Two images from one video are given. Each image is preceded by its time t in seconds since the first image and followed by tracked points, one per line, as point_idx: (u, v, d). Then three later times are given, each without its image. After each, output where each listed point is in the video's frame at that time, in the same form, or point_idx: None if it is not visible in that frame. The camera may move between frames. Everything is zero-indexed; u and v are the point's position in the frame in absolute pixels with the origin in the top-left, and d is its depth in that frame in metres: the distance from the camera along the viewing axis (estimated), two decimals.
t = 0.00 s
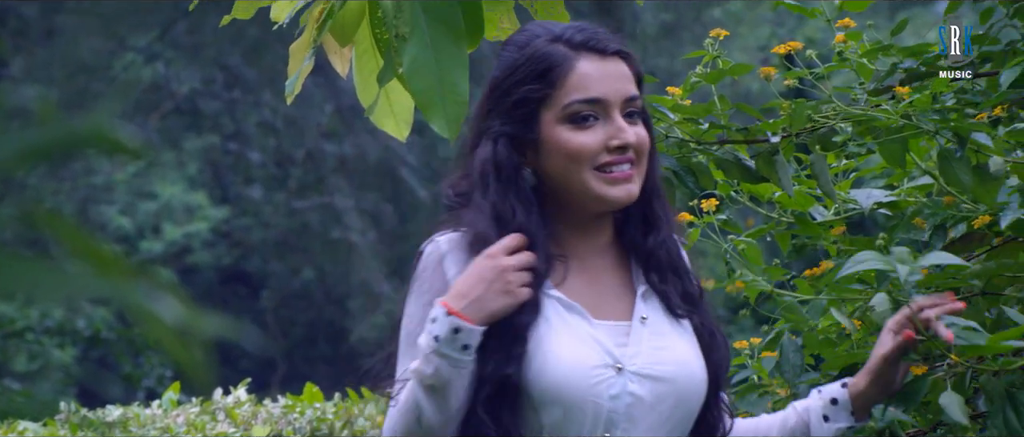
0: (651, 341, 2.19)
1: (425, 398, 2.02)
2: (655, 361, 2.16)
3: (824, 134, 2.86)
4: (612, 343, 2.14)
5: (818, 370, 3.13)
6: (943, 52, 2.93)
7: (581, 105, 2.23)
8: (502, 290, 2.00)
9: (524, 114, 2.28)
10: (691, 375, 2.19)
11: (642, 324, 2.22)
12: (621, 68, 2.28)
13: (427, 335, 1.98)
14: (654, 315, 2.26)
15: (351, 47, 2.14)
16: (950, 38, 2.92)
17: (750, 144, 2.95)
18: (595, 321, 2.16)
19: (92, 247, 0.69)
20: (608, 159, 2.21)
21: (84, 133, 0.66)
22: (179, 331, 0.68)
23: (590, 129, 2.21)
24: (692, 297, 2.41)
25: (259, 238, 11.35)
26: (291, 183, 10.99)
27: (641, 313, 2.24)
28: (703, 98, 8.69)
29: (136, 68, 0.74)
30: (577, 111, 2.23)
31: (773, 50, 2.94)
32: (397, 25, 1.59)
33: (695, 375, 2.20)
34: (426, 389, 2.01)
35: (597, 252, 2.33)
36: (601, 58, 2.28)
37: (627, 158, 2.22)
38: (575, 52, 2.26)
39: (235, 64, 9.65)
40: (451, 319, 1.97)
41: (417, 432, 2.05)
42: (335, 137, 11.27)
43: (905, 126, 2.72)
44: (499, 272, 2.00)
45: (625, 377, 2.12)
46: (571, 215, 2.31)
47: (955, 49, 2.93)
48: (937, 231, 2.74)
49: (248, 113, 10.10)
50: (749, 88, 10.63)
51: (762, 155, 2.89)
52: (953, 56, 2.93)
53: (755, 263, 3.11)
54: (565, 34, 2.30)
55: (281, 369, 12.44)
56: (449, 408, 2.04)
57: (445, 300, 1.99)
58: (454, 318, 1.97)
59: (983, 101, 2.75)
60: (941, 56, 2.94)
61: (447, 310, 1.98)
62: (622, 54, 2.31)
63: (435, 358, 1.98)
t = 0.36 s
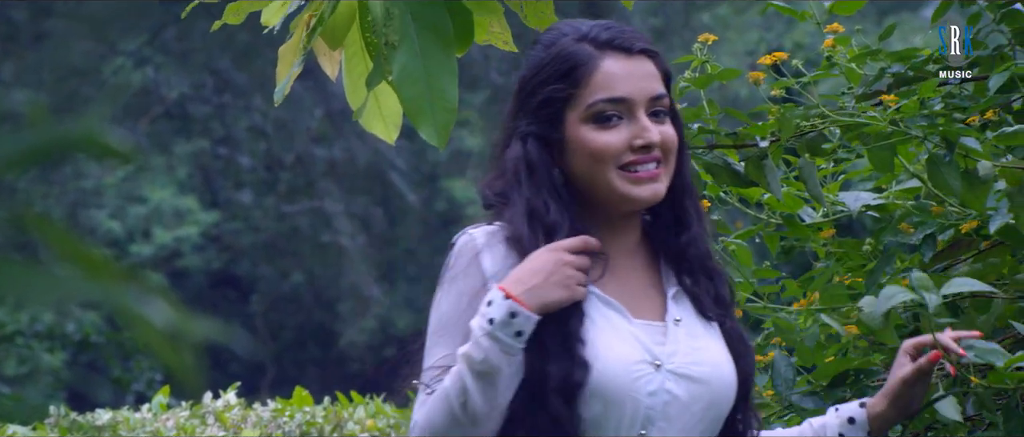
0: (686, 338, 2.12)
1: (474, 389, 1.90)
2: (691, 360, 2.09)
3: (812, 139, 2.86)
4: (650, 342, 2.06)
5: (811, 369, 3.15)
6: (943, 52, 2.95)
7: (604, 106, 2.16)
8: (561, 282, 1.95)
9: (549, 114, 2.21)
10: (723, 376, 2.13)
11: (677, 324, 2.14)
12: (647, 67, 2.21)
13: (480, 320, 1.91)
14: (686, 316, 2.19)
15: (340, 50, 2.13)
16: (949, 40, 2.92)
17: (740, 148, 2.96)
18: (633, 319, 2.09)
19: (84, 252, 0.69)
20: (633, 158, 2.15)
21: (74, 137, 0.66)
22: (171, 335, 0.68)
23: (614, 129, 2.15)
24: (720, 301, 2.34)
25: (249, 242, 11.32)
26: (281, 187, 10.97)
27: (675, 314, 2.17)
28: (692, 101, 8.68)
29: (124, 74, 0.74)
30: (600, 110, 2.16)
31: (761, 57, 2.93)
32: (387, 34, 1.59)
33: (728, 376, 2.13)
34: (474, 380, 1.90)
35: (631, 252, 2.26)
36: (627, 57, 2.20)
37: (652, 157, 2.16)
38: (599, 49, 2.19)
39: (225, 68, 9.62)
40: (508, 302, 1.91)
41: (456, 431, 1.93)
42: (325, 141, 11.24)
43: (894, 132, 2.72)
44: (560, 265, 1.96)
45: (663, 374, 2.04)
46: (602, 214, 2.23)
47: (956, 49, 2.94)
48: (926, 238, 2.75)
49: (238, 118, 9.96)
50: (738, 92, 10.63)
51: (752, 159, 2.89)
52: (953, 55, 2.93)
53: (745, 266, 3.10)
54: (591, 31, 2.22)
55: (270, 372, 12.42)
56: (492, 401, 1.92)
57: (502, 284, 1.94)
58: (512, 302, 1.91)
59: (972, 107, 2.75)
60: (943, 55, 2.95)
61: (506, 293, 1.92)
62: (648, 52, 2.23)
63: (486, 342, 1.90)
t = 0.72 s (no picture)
0: (712, 336, 2.15)
1: (503, 386, 1.95)
2: (717, 357, 2.11)
3: (794, 144, 2.86)
4: (678, 339, 2.10)
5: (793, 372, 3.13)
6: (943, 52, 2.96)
7: (611, 101, 2.16)
8: (591, 275, 1.99)
9: (560, 111, 2.23)
10: (750, 374, 2.15)
11: (702, 322, 2.17)
12: (658, 62, 2.22)
13: (511, 319, 1.97)
14: (710, 314, 2.21)
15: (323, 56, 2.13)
16: (949, 40, 2.95)
17: (721, 153, 2.95)
18: (662, 317, 2.13)
19: (64, 257, 0.69)
20: (642, 154, 2.16)
21: (57, 141, 0.67)
22: (150, 340, 0.67)
23: (621, 125, 2.16)
24: (739, 299, 2.35)
25: (229, 248, 11.28)
26: (262, 192, 10.93)
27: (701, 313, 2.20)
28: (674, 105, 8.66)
29: (102, 78, 0.74)
30: (608, 106, 2.17)
31: (744, 61, 2.93)
32: (372, 40, 1.59)
33: (754, 374, 2.16)
34: (504, 377, 1.95)
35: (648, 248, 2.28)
36: (635, 53, 2.21)
37: (661, 152, 2.17)
38: (609, 45, 2.20)
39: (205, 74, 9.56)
40: (540, 301, 1.97)
41: (487, 427, 1.97)
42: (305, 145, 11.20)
43: (876, 137, 2.72)
44: (588, 259, 1.99)
45: (690, 370, 2.06)
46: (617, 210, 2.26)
47: (956, 49, 2.96)
48: (908, 240, 2.76)
49: (218, 123, 9.92)
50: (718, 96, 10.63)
51: (733, 164, 2.87)
52: (953, 55, 2.95)
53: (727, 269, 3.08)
54: (602, 28, 2.23)
55: (251, 378, 12.37)
56: (524, 396, 1.97)
57: (534, 283, 2.00)
58: (543, 300, 1.96)
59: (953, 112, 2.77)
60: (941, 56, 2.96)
61: (538, 293, 1.98)
62: (660, 46, 2.24)
63: (517, 339, 1.95)
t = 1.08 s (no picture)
0: (716, 339, 2.09)
1: (511, 381, 1.86)
2: (721, 361, 2.05)
3: (774, 147, 2.87)
4: (682, 343, 2.04)
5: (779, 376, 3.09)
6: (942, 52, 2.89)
7: (603, 102, 2.11)
8: (602, 268, 1.91)
9: (557, 113, 2.18)
10: (752, 379, 2.09)
11: (706, 326, 2.12)
12: (651, 62, 2.15)
13: (522, 313, 1.88)
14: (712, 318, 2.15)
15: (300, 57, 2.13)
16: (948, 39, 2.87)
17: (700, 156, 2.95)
18: (668, 321, 2.07)
19: (44, 260, 0.70)
20: (633, 154, 2.10)
21: (43, 147, 0.70)
22: (131, 343, 0.68)
23: (612, 126, 2.10)
24: (740, 302, 2.30)
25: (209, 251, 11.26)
26: (242, 194, 10.88)
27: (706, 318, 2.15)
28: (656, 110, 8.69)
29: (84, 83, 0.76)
30: (600, 106, 2.11)
31: (724, 60, 2.94)
32: (353, 38, 1.61)
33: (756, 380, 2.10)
34: (514, 372, 1.86)
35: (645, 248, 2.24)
36: (630, 53, 2.14)
37: (653, 152, 2.11)
38: (604, 45, 2.13)
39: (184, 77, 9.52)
40: (551, 296, 1.88)
41: (492, 426, 1.88)
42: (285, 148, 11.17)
43: (856, 137, 2.73)
44: (599, 251, 1.92)
45: (694, 372, 1.99)
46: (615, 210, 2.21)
47: (955, 50, 2.88)
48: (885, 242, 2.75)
49: (198, 127, 9.90)
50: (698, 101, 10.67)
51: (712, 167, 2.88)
52: (952, 56, 2.87)
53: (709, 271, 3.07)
54: (599, 27, 2.17)
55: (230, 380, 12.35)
56: (532, 394, 1.88)
57: (545, 278, 1.92)
58: (554, 295, 1.88)
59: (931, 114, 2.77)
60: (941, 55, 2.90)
61: (550, 287, 1.90)
62: (657, 45, 2.17)
63: (529, 332, 1.87)
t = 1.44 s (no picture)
0: (708, 361, 1.87)
1: (510, 389, 1.66)
2: (710, 382, 1.83)
3: (746, 148, 2.87)
4: (672, 360, 1.82)
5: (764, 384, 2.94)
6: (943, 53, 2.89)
7: (586, 109, 1.95)
8: (611, 283, 1.73)
9: (545, 125, 2.03)
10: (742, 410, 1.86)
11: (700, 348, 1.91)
12: (636, 68, 1.98)
13: (525, 322, 1.68)
14: (705, 341, 1.96)
15: (269, 58, 2.11)
16: (948, 39, 2.88)
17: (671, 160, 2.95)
18: (654, 333, 1.85)
19: (14, 264, 0.70)
20: (615, 160, 1.93)
21: (8, 146, 0.69)
22: (101, 349, 0.68)
23: (594, 132, 1.94)
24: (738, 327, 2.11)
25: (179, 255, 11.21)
26: (213, 197, 10.83)
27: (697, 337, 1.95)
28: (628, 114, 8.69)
29: (50, 81, 0.75)
30: (584, 113, 1.95)
31: (696, 59, 2.94)
32: (324, 35, 1.62)
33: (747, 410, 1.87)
34: (512, 379, 1.66)
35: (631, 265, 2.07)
36: (615, 58, 1.98)
37: (637, 160, 1.94)
38: (591, 51, 1.98)
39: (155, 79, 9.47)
40: (559, 307, 1.69)
41: (483, 433, 1.68)
42: (256, 151, 11.12)
43: (825, 136, 2.73)
44: (609, 263, 1.73)
45: (680, 390, 1.78)
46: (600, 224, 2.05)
47: (955, 49, 2.89)
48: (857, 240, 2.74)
49: (169, 130, 9.86)
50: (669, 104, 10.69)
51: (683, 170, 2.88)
52: (952, 56, 2.88)
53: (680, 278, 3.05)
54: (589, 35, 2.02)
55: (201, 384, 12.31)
56: (525, 407, 1.69)
57: (550, 286, 1.72)
58: (562, 307, 1.69)
59: (901, 115, 2.78)
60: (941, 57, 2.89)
61: (557, 298, 1.69)
62: (645, 49, 2.00)
63: (532, 344, 1.66)
